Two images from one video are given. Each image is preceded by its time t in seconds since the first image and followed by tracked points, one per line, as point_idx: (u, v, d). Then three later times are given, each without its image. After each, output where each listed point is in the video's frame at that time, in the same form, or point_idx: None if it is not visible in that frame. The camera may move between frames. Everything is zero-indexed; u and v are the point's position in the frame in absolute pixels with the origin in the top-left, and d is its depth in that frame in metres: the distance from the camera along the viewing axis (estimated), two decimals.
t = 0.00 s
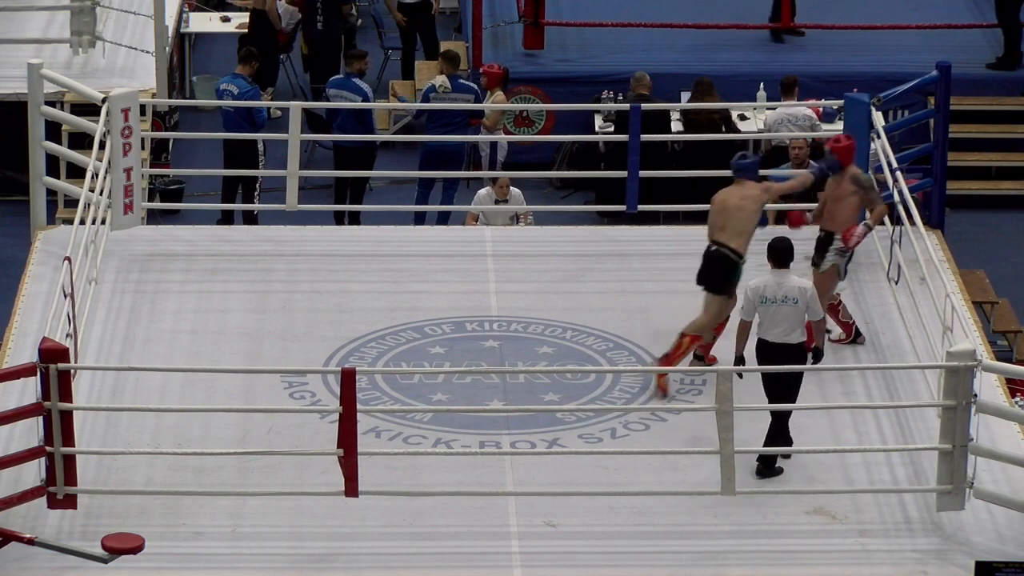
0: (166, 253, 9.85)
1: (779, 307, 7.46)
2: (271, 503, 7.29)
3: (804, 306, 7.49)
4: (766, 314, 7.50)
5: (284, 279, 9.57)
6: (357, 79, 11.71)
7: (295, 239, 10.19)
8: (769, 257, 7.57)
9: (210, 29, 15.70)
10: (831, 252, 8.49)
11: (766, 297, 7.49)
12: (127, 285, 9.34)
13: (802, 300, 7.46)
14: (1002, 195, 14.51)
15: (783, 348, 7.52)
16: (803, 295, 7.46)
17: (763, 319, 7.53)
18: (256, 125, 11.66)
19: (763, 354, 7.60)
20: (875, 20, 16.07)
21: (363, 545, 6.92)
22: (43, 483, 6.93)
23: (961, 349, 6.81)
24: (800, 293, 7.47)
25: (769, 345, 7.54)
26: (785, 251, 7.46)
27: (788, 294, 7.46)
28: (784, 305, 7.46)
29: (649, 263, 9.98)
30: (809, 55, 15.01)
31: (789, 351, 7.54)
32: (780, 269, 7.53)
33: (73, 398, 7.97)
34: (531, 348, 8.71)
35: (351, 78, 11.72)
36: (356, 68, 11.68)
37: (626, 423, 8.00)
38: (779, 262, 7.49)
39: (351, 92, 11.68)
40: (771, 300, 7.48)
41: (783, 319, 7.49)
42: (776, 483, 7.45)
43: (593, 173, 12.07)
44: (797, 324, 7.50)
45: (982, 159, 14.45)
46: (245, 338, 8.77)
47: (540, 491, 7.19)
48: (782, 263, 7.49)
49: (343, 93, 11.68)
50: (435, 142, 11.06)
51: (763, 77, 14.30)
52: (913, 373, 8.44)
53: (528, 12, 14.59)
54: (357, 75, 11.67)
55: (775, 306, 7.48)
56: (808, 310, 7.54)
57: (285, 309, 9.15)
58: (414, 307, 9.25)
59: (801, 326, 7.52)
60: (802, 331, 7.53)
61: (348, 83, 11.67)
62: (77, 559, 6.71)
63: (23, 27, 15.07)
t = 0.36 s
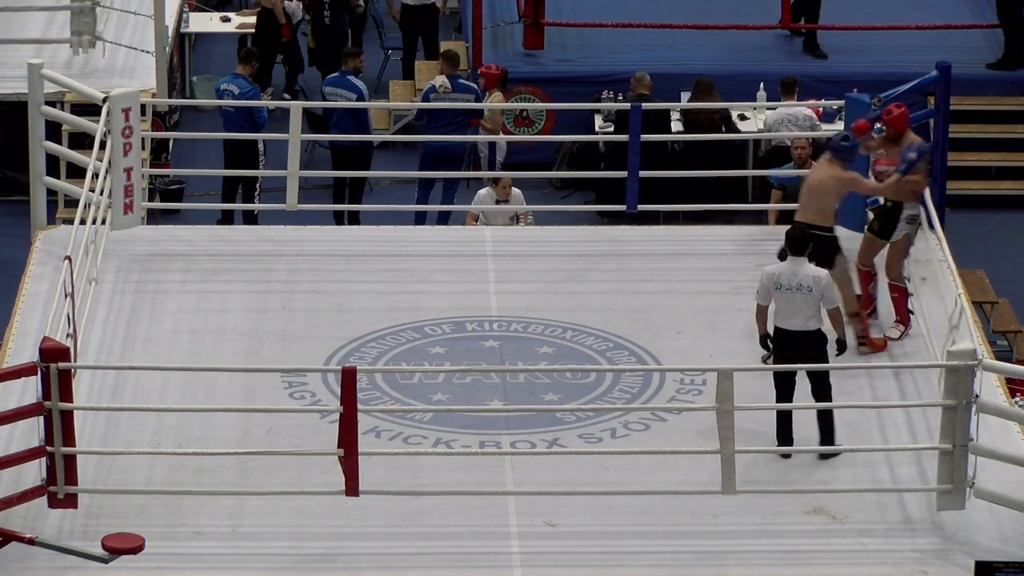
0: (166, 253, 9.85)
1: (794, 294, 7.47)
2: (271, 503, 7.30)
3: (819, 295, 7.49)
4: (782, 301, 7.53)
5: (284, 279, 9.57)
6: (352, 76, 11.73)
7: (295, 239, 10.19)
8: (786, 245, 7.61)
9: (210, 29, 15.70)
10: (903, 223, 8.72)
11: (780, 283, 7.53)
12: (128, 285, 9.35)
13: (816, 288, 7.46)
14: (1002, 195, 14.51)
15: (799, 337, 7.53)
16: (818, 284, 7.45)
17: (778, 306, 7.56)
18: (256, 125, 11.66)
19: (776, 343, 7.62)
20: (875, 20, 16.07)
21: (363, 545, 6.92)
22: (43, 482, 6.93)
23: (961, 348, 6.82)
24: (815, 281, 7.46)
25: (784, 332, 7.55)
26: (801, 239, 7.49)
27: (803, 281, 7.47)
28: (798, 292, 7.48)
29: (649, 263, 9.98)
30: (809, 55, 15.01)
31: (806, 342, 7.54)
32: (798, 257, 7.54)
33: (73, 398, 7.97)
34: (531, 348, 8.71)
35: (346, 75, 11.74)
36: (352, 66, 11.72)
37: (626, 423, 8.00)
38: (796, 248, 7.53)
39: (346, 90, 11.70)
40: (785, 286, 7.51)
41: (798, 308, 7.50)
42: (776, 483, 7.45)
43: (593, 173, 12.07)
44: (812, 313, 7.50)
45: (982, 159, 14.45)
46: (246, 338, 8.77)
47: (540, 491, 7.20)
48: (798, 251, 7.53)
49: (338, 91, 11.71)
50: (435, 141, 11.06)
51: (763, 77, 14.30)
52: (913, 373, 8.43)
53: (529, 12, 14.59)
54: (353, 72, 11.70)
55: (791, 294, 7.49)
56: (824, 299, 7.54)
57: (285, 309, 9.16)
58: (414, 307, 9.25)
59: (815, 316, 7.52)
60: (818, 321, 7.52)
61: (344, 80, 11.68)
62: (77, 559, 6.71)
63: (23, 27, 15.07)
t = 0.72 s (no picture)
0: (167, 253, 9.86)
1: (805, 285, 7.60)
2: (272, 503, 7.30)
3: (828, 285, 7.65)
4: (793, 293, 7.64)
5: (285, 279, 9.58)
6: (350, 75, 11.74)
7: (295, 239, 10.20)
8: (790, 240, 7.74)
9: (210, 29, 15.71)
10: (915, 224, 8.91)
11: (790, 277, 7.63)
12: (128, 285, 9.35)
13: (826, 279, 7.63)
14: (1002, 195, 14.53)
15: (809, 329, 7.66)
16: (827, 273, 7.63)
17: (788, 300, 7.65)
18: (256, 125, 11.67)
19: (784, 338, 7.71)
20: (876, 19, 16.08)
21: (363, 545, 6.93)
22: (44, 482, 6.93)
23: (962, 348, 6.83)
24: (824, 272, 7.63)
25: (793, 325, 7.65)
26: (807, 232, 7.62)
27: (812, 273, 7.61)
28: (808, 284, 7.61)
29: (649, 263, 9.99)
30: (810, 55, 15.01)
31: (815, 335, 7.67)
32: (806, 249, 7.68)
33: (74, 397, 7.98)
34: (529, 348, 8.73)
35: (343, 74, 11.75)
36: (350, 65, 11.76)
37: (626, 423, 8.01)
38: (801, 242, 7.66)
39: (343, 89, 11.69)
40: (795, 279, 7.62)
41: (809, 299, 7.62)
42: (777, 482, 7.46)
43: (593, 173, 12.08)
44: (821, 304, 7.65)
45: (982, 159, 14.47)
46: (246, 338, 8.78)
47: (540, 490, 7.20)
48: (804, 245, 7.66)
49: (336, 89, 11.70)
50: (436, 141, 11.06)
51: (763, 77, 14.31)
52: (913, 373, 8.43)
53: (529, 12, 14.58)
54: (350, 71, 11.71)
55: (803, 285, 7.61)
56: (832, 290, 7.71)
57: (285, 310, 9.16)
58: (415, 307, 9.26)
59: (824, 307, 7.66)
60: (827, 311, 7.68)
61: (342, 79, 11.68)
62: (78, 559, 6.72)
63: (23, 27, 15.09)
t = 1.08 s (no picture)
0: (167, 253, 9.85)
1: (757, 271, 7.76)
2: (271, 503, 7.30)
3: (781, 270, 7.81)
4: (747, 280, 7.79)
5: (284, 279, 9.57)
6: (349, 75, 11.72)
7: (295, 239, 10.19)
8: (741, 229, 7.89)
9: (210, 29, 15.70)
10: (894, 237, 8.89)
11: (744, 264, 7.78)
12: (128, 285, 9.35)
13: (780, 263, 7.79)
14: (1002, 195, 14.52)
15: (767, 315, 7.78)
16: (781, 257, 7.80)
17: (744, 288, 7.80)
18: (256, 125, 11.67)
19: (742, 325, 7.83)
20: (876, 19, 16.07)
21: (363, 545, 6.93)
22: (43, 483, 6.93)
23: (962, 349, 6.83)
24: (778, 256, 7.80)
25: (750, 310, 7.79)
26: (755, 220, 7.78)
27: (765, 259, 7.77)
28: (763, 269, 7.77)
29: (649, 263, 9.98)
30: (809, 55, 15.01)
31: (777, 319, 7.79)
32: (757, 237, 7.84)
33: (73, 398, 7.98)
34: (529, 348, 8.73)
35: (343, 74, 11.73)
36: (348, 65, 11.72)
37: (626, 423, 8.01)
38: (750, 231, 7.80)
39: (343, 89, 11.70)
40: (750, 267, 7.78)
41: (765, 285, 7.78)
42: (777, 483, 7.46)
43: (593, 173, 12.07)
44: (778, 289, 7.80)
45: (982, 159, 14.46)
46: (246, 338, 8.78)
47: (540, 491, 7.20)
48: (754, 232, 7.81)
49: (336, 89, 11.70)
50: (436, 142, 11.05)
51: (763, 77, 14.31)
52: (913, 373, 8.44)
53: (529, 12, 14.58)
54: (350, 71, 11.70)
55: (757, 272, 7.77)
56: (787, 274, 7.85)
57: (285, 310, 9.16)
58: (414, 307, 9.26)
59: (781, 291, 7.81)
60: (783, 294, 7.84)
61: (341, 79, 11.67)
62: (78, 559, 6.72)
63: (23, 27, 15.09)
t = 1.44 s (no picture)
0: (166, 253, 9.85)
1: (699, 246, 8.12)
2: (271, 503, 7.30)
3: (724, 251, 8.07)
4: (692, 251, 8.17)
5: (284, 279, 9.57)
6: (350, 75, 11.73)
7: (295, 239, 10.19)
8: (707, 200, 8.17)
9: (210, 29, 15.69)
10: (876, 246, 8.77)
11: (691, 235, 8.14)
12: (127, 285, 9.35)
13: (721, 245, 8.06)
14: (1002, 195, 14.52)
15: (696, 287, 8.21)
16: (725, 240, 8.04)
17: (689, 256, 8.20)
18: (255, 125, 11.67)
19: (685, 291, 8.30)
20: (876, 19, 16.07)
21: (363, 545, 6.93)
22: (43, 483, 6.93)
23: (961, 349, 6.83)
24: (721, 238, 8.05)
25: (688, 279, 8.23)
26: (715, 197, 8.02)
27: (709, 237, 8.08)
28: (706, 246, 8.10)
29: (649, 263, 9.98)
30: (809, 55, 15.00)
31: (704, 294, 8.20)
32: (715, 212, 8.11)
33: (73, 398, 7.98)
34: (528, 348, 8.73)
35: (343, 73, 11.74)
36: (348, 64, 11.73)
37: (626, 423, 8.01)
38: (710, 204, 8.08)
39: (343, 89, 11.69)
40: (695, 239, 8.13)
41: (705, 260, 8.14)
42: (777, 483, 7.46)
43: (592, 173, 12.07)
44: (717, 266, 8.14)
45: (982, 159, 14.46)
46: (246, 338, 8.78)
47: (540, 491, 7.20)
48: (712, 208, 8.07)
49: (337, 89, 11.70)
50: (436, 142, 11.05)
51: (763, 77, 14.31)
52: (912, 373, 8.45)
53: (529, 12, 14.58)
54: (350, 71, 11.70)
55: (700, 246, 8.13)
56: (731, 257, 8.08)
57: (284, 309, 9.16)
58: (414, 307, 9.25)
59: (719, 268, 8.14)
60: (722, 272, 8.16)
61: (341, 79, 11.67)
62: (77, 559, 6.72)
63: (23, 27, 15.08)
